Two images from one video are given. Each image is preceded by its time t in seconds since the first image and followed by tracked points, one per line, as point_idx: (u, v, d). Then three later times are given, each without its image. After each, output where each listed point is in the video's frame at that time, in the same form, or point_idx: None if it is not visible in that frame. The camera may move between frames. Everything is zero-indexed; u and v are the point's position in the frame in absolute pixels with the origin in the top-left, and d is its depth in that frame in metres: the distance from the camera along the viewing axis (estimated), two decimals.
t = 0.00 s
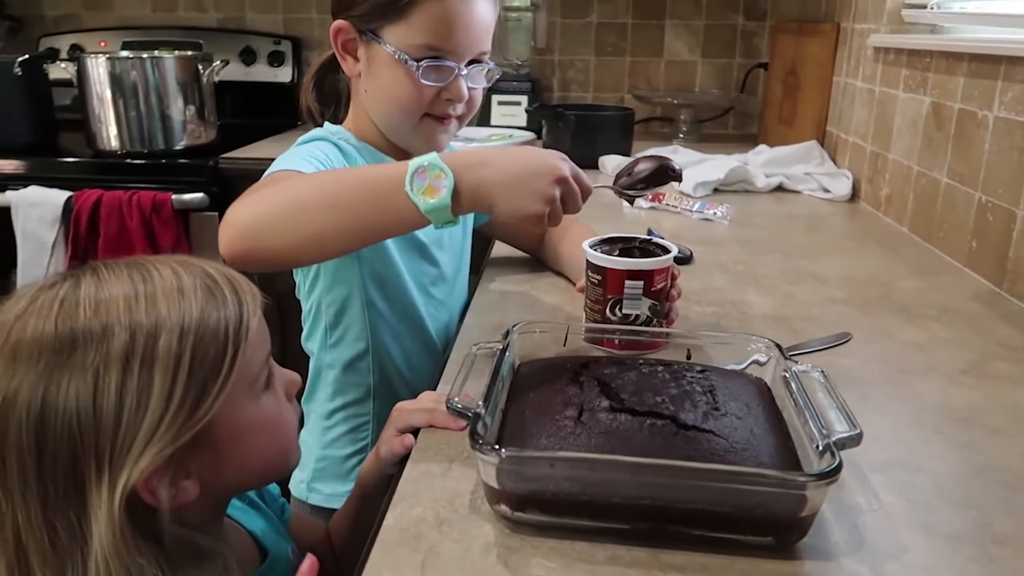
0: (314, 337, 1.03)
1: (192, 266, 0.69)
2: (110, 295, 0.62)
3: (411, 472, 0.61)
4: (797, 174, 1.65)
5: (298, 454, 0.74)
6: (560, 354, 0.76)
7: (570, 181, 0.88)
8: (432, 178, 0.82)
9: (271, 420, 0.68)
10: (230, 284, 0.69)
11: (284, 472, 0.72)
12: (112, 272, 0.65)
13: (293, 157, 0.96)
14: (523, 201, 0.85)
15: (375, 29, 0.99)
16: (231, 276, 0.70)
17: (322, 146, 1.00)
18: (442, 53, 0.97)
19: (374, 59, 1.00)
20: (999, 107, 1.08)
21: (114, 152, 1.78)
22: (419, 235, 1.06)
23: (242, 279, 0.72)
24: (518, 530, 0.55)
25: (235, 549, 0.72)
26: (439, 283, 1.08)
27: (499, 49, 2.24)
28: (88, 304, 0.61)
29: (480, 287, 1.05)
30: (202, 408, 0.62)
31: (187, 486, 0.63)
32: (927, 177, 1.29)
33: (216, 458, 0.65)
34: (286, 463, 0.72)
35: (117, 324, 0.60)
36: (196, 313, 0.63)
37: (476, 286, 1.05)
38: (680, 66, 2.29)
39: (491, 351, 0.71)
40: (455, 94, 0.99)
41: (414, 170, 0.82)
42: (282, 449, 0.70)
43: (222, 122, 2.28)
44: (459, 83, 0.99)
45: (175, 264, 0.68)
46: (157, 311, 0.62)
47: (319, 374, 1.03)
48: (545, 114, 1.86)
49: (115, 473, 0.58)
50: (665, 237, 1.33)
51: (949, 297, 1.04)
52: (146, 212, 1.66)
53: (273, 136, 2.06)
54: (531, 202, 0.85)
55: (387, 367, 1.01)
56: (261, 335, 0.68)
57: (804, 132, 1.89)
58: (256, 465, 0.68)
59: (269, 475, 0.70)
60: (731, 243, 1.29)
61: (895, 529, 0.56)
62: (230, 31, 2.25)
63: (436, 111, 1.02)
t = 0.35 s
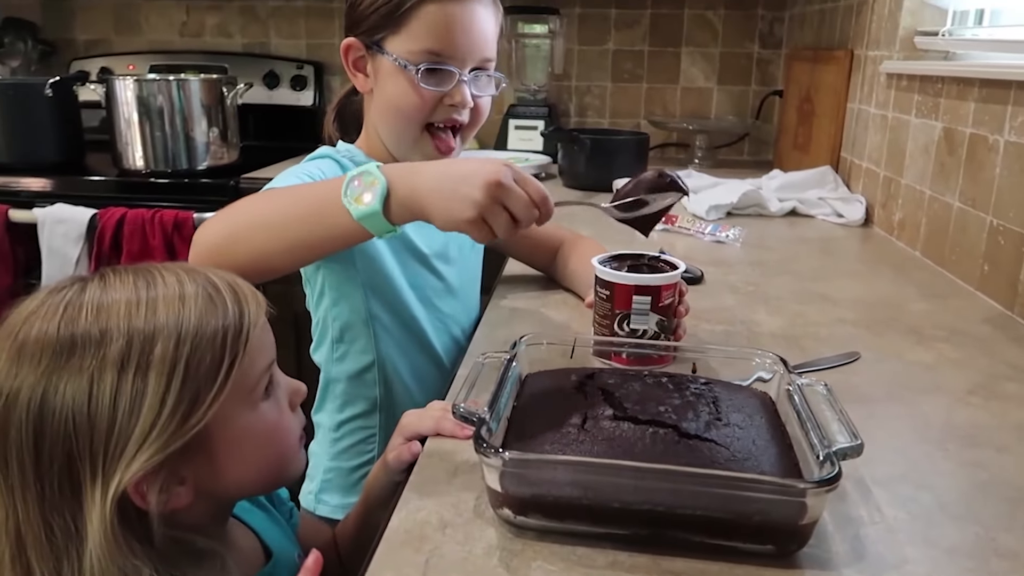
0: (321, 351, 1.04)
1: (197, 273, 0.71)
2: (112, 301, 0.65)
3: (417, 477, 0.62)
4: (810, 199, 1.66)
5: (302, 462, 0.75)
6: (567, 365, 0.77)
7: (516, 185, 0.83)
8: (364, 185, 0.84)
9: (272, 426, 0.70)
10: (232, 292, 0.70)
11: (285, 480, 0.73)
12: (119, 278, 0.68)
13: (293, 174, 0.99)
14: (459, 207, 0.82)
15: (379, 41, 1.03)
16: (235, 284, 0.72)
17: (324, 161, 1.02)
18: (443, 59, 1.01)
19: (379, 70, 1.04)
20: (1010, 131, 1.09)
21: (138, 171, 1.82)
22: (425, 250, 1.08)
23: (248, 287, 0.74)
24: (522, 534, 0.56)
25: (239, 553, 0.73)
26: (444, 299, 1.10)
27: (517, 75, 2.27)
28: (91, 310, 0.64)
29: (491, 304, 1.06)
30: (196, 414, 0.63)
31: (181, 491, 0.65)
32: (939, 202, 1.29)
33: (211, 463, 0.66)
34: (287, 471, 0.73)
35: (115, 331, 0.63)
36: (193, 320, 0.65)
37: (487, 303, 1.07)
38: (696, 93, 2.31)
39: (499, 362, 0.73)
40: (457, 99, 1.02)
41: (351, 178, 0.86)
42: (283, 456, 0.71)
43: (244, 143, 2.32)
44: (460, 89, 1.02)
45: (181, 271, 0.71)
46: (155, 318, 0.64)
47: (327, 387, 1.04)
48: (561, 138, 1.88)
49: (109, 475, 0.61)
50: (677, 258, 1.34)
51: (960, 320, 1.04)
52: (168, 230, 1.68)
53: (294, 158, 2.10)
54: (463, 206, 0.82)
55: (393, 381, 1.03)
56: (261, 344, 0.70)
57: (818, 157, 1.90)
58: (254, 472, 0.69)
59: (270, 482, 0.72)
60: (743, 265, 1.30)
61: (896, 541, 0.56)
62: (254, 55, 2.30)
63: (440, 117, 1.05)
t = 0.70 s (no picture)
0: (330, 361, 1.04)
1: (202, 278, 0.69)
2: (111, 310, 0.63)
3: (431, 486, 0.62)
4: (825, 216, 1.66)
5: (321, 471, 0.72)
6: (582, 377, 0.77)
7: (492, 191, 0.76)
8: (359, 205, 0.83)
9: (285, 435, 0.67)
10: (237, 296, 0.67)
11: (301, 488, 0.70)
12: (123, 286, 0.66)
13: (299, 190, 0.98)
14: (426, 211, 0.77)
15: (382, 45, 1.05)
16: (241, 288, 0.69)
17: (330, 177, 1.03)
18: (443, 56, 1.01)
19: (383, 72, 1.05)
20: None
21: (156, 183, 1.84)
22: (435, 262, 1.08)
23: (257, 290, 0.71)
24: (538, 544, 0.55)
25: (258, 562, 0.72)
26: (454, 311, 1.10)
27: (531, 92, 2.28)
28: (91, 320, 0.63)
29: (506, 316, 1.06)
30: (194, 425, 0.61)
31: (189, 501, 0.63)
32: (956, 220, 1.29)
33: (217, 471, 0.64)
34: (303, 479, 0.69)
35: (112, 341, 0.62)
36: (190, 328, 0.63)
37: (503, 316, 1.07)
38: (710, 111, 2.32)
39: (514, 372, 0.72)
40: (459, 96, 1.02)
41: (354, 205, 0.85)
42: (297, 465, 0.68)
43: (260, 157, 2.34)
44: (461, 85, 1.02)
45: (186, 277, 0.68)
46: (151, 326, 0.62)
47: (336, 397, 1.04)
48: (575, 155, 1.89)
49: (113, 486, 0.61)
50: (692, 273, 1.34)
51: (978, 337, 1.03)
52: (184, 242, 1.69)
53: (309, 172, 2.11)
54: (427, 205, 0.77)
55: (401, 392, 1.03)
56: (266, 350, 0.66)
57: (833, 175, 1.89)
58: (265, 483, 0.66)
59: (285, 491, 0.69)
60: (758, 281, 1.29)
61: (917, 557, 0.56)
62: (271, 70, 2.32)
63: (443, 116, 1.04)
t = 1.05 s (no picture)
0: (346, 367, 1.05)
1: (211, 281, 0.67)
2: (119, 315, 0.63)
3: (448, 493, 0.61)
4: (841, 225, 1.65)
5: (340, 477, 0.70)
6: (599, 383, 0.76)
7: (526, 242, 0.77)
8: (392, 241, 0.83)
9: (299, 441, 0.64)
10: (242, 301, 0.65)
11: (319, 495, 0.68)
12: (135, 290, 0.65)
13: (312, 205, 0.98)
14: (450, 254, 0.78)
15: (395, 56, 1.05)
16: (248, 292, 0.67)
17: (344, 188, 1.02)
18: (456, 70, 1.01)
19: (397, 84, 1.05)
20: None
21: (171, 191, 1.85)
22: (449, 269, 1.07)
23: (266, 292, 0.69)
24: (556, 552, 0.55)
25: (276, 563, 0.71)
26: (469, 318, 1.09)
27: (544, 100, 2.29)
28: (99, 324, 0.62)
29: (520, 323, 1.06)
30: (195, 432, 0.60)
31: (200, 505, 0.62)
32: (974, 229, 1.27)
33: (226, 479, 0.62)
34: (319, 487, 0.67)
35: (117, 346, 0.61)
36: (193, 335, 0.61)
37: (517, 323, 1.06)
38: (723, 120, 2.31)
39: (530, 379, 0.72)
40: (472, 111, 1.02)
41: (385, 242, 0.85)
42: (311, 471, 0.66)
43: (274, 165, 2.35)
44: (473, 100, 1.02)
45: (194, 281, 0.67)
46: (155, 333, 0.61)
47: (351, 403, 1.04)
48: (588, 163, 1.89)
49: (120, 492, 0.60)
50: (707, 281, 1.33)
51: (998, 347, 1.02)
52: (198, 248, 1.71)
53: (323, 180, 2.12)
54: (461, 249, 0.77)
55: (414, 401, 1.02)
56: (274, 356, 0.64)
57: (848, 184, 1.88)
58: (275, 489, 0.64)
59: (300, 497, 0.66)
60: (774, 289, 1.29)
61: (941, 568, 0.55)
62: (286, 79, 2.34)
63: (456, 130, 1.04)
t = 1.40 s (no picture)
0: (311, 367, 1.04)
1: (165, 288, 0.65)
2: (67, 319, 0.60)
3: (411, 486, 0.61)
4: (813, 219, 1.66)
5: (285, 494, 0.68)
6: (565, 375, 0.76)
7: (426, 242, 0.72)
8: (291, 299, 0.77)
9: (246, 458, 0.63)
10: (201, 311, 0.64)
11: (263, 510, 0.67)
12: (85, 293, 0.63)
13: (265, 230, 0.96)
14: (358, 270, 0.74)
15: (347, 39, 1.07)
16: (206, 301, 0.66)
17: (297, 199, 1.00)
18: (391, 38, 1.01)
19: (348, 65, 1.06)
20: (1012, 149, 1.09)
21: (144, 189, 1.83)
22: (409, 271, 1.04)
23: (224, 303, 0.68)
24: (516, 543, 0.55)
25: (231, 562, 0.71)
26: (435, 320, 1.06)
27: (521, 97, 2.28)
28: (45, 327, 0.60)
29: (491, 317, 1.06)
30: (143, 446, 0.58)
31: (138, 521, 0.59)
32: (942, 221, 1.29)
33: (169, 496, 0.60)
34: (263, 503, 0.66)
35: (63, 351, 0.59)
36: (147, 344, 0.60)
37: (488, 318, 1.06)
38: (699, 116, 2.32)
39: (495, 370, 0.72)
40: (405, 75, 1.00)
41: (286, 295, 0.78)
42: (257, 487, 0.64)
43: (250, 163, 2.34)
44: (409, 67, 1.00)
45: (150, 287, 0.65)
46: (106, 340, 0.59)
47: (317, 402, 1.04)
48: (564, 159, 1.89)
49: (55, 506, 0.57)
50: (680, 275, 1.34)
51: (963, 337, 1.03)
52: (172, 248, 1.69)
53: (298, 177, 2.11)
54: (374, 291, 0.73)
55: (374, 403, 1.01)
56: (230, 370, 0.63)
57: (822, 179, 1.89)
58: (217, 507, 0.62)
59: (243, 515, 0.65)
60: (746, 283, 1.29)
61: (899, 553, 0.55)
62: (261, 77, 2.32)
63: (393, 100, 1.01)
